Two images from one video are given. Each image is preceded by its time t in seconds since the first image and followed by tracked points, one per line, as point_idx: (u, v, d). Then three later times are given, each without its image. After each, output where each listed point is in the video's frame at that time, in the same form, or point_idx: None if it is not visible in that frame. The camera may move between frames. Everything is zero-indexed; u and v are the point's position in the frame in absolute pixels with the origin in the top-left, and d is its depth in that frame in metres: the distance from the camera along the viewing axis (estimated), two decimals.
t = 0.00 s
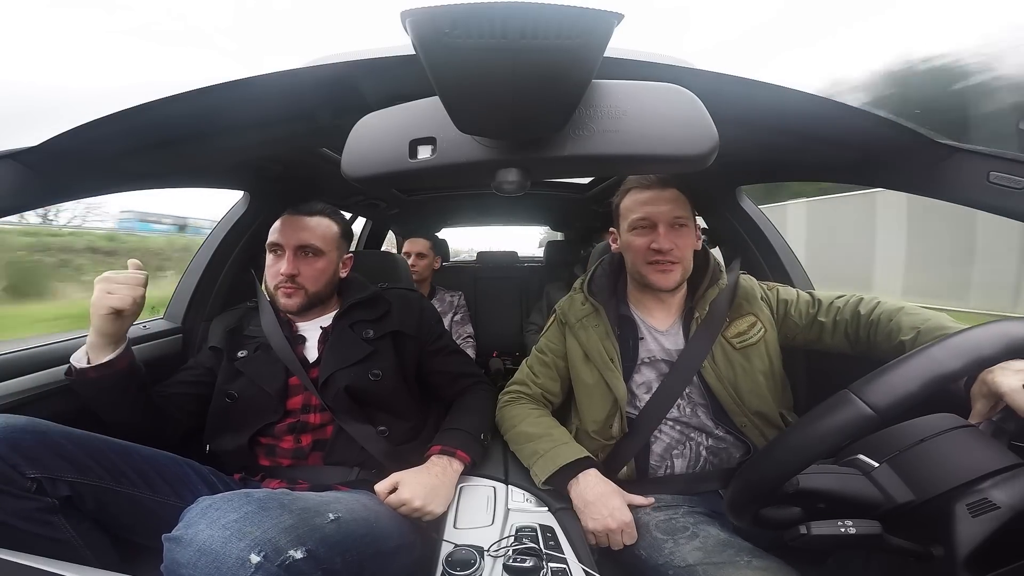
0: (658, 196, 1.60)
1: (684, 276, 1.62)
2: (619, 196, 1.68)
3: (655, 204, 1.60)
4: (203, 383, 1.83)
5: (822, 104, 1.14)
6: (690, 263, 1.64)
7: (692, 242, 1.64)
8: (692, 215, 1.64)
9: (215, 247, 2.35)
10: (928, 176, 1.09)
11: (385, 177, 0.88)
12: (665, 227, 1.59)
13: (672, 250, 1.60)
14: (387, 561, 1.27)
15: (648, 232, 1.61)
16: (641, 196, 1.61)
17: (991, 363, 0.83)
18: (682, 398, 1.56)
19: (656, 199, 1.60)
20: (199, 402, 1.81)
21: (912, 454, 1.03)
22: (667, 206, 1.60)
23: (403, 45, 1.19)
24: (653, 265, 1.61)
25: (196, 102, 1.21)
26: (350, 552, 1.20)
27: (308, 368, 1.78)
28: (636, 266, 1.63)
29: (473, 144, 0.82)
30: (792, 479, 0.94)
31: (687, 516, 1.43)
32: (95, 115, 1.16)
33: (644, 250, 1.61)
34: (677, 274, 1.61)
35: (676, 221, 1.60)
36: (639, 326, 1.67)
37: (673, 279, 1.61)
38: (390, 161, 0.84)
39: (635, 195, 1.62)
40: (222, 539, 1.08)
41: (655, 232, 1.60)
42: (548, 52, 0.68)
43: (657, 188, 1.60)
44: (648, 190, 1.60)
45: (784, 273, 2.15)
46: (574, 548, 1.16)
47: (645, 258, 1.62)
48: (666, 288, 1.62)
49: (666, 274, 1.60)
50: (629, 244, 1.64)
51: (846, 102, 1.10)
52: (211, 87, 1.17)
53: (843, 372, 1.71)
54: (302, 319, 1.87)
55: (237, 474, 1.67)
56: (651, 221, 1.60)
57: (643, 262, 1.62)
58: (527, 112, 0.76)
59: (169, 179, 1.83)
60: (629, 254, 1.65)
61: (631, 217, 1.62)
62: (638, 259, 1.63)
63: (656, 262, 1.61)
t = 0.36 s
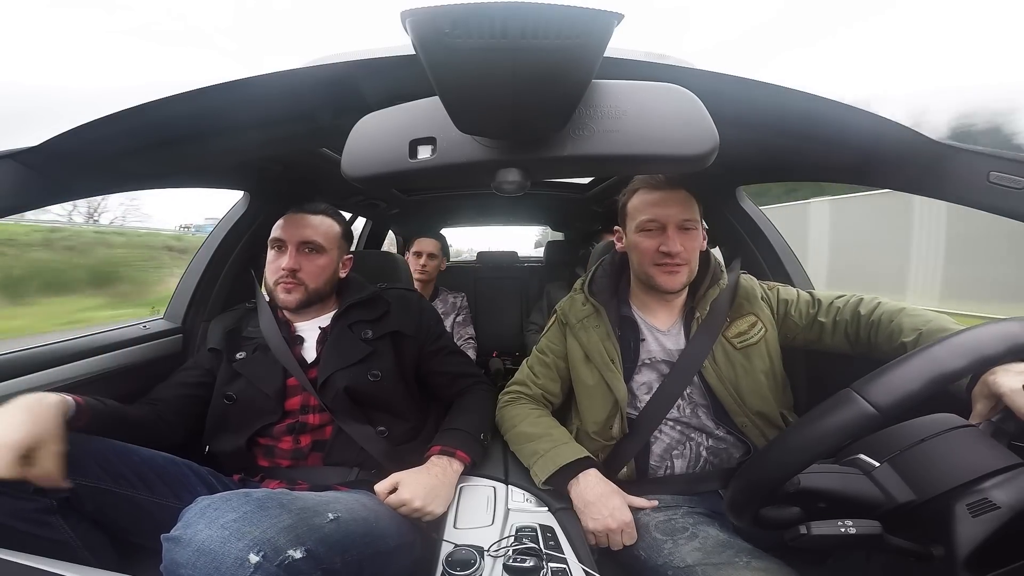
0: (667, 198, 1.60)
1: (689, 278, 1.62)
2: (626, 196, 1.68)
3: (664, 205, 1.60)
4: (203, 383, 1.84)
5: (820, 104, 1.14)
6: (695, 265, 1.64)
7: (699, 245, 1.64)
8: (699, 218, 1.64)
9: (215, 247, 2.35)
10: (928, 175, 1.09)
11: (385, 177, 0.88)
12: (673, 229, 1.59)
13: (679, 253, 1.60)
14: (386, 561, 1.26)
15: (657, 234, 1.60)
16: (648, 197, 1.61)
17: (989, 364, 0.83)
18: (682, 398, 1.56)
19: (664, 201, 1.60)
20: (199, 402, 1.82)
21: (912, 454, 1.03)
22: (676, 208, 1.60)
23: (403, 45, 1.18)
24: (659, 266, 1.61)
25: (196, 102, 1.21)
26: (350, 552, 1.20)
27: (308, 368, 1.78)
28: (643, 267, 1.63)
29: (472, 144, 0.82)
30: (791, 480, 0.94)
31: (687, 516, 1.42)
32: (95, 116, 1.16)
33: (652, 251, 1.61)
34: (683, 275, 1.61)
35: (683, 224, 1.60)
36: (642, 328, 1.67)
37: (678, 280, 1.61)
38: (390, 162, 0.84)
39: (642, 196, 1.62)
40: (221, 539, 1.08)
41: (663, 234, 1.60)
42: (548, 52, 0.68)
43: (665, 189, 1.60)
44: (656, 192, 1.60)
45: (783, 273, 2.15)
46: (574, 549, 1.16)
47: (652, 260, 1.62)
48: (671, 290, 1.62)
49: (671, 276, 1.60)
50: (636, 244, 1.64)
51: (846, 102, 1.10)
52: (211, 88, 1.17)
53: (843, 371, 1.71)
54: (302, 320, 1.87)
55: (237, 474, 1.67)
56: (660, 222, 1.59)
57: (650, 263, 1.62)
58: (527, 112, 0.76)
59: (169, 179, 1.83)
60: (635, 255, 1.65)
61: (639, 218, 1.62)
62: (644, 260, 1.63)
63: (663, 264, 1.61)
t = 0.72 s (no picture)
0: (671, 199, 1.60)
1: (693, 280, 1.62)
2: (629, 196, 1.68)
3: (668, 206, 1.60)
4: (203, 383, 1.84)
5: (821, 104, 1.14)
6: (699, 265, 1.64)
7: (703, 245, 1.64)
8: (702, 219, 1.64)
9: (215, 247, 2.34)
10: (929, 175, 1.09)
11: (385, 177, 0.88)
12: (677, 231, 1.59)
13: (684, 254, 1.60)
14: (386, 562, 1.26)
15: (662, 236, 1.60)
16: (652, 199, 1.61)
17: (990, 363, 0.83)
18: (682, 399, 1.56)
19: (668, 203, 1.60)
20: (199, 402, 1.82)
21: (913, 454, 1.03)
22: (680, 210, 1.60)
23: (403, 45, 1.18)
24: (664, 268, 1.60)
25: (196, 102, 1.21)
26: (350, 552, 1.20)
27: (307, 368, 1.78)
28: (648, 270, 1.62)
29: (472, 144, 0.82)
30: (792, 480, 0.94)
31: (687, 517, 1.42)
32: (95, 115, 1.16)
33: (657, 254, 1.60)
34: (688, 276, 1.60)
35: (688, 225, 1.60)
36: (642, 328, 1.67)
37: (684, 282, 1.60)
38: (390, 162, 0.84)
39: (646, 198, 1.62)
40: (221, 539, 1.08)
41: (668, 236, 1.59)
42: (548, 52, 0.68)
43: (669, 190, 1.60)
44: (660, 193, 1.60)
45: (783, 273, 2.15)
46: (574, 549, 1.16)
47: (657, 262, 1.61)
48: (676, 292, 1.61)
49: (677, 277, 1.60)
50: (641, 247, 1.63)
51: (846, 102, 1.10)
52: (210, 88, 1.17)
53: (843, 371, 1.71)
54: (302, 320, 1.87)
55: (237, 475, 1.67)
56: (665, 224, 1.59)
57: (655, 265, 1.61)
58: (527, 112, 0.76)
59: (169, 179, 1.83)
60: (639, 257, 1.65)
61: (644, 220, 1.62)
62: (650, 263, 1.62)
63: (668, 265, 1.60)
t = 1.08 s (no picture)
0: (674, 195, 1.60)
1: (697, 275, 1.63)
2: (629, 195, 1.68)
3: (671, 203, 1.60)
4: (203, 383, 1.84)
5: (820, 104, 1.14)
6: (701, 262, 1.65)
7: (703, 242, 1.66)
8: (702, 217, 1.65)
9: (215, 247, 2.34)
10: (930, 175, 1.09)
11: (385, 177, 0.88)
12: (682, 226, 1.59)
13: (689, 249, 1.60)
14: (386, 562, 1.26)
15: (667, 232, 1.60)
16: (655, 195, 1.61)
17: (990, 363, 0.83)
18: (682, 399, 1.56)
19: (670, 200, 1.61)
20: (199, 402, 1.82)
21: (912, 454, 1.03)
22: (682, 206, 1.60)
23: (403, 45, 1.18)
24: (670, 263, 1.60)
25: (195, 102, 1.21)
26: (350, 552, 1.20)
27: (307, 368, 1.78)
28: (653, 266, 1.61)
29: (472, 144, 0.82)
30: (791, 480, 0.94)
31: (686, 517, 1.42)
32: (95, 115, 1.16)
33: (663, 249, 1.60)
34: (693, 271, 1.61)
35: (690, 221, 1.61)
36: (642, 327, 1.67)
37: (691, 276, 1.60)
38: (390, 162, 0.84)
39: (649, 195, 1.63)
40: (221, 539, 1.08)
41: (673, 231, 1.59)
42: (548, 52, 0.68)
43: (669, 187, 1.61)
44: (663, 190, 1.61)
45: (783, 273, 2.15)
46: (574, 549, 1.16)
47: (663, 257, 1.60)
48: (682, 287, 1.61)
49: (684, 272, 1.60)
50: (645, 243, 1.63)
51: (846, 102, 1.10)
52: (210, 88, 1.17)
53: (843, 371, 1.71)
54: (302, 319, 1.87)
55: (236, 475, 1.67)
56: (670, 220, 1.60)
57: (661, 260, 1.60)
58: (527, 112, 0.76)
59: (169, 179, 1.82)
60: (642, 254, 1.64)
61: (647, 216, 1.61)
62: (654, 258, 1.61)
63: (674, 260, 1.60)
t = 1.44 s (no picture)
0: (661, 196, 1.58)
1: (682, 276, 1.62)
2: (619, 195, 1.67)
3: (656, 205, 1.59)
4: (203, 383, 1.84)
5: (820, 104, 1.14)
6: (689, 263, 1.63)
7: (693, 243, 1.64)
8: (692, 216, 1.63)
9: (215, 247, 2.34)
10: (929, 174, 1.08)
11: (385, 176, 0.87)
12: (664, 228, 1.58)
13: (671, 251, 1.59)
14: (387, 562, 1.26)
15: (649, 233, 1.60)
16: (641, 197, 1.60)
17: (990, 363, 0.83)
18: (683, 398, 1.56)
19: (658, 201, 1.59)
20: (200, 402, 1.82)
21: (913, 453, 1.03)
22: (669, 208, 1.59)
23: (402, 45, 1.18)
24: (651, 265, 1.60)
25: (194, 103, 1.21)
26: (352, 551, 1.20)
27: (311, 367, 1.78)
28: (635, 267, 1.62)
29: (472, 144, 0.82)
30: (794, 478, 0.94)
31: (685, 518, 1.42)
32: (94, 116, 1.16)
33: (644, 251, 1.60)
34: (675, 273, 1.60)
35: (677, 222, 1.60)
36: (637, 327, 1.66)
37: (673, 278, 1.60)
38: (389, 161, 0.84)
39: (636, 196, 1.61)
40: (223, 538, 1.08)
41: (656, 233, 1.59)
42: (548, 52, 0.68)
43: (656, 189, 1.59)
44: (650, 191, 1.59)
45: (784, 273, 2.14)
46: (574, 549, 1.16)
47: (643, 259, 1.61)
48: (666, 289, 1.61)
49: (664, 274, 1.59)
50: (628, 245, 1.64)
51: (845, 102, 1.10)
52: (209, 88, 1.17)
53: (843, 371, 1.71)
54: (302, 319, 1.87)
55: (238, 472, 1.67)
56: (653, 221, 1.58)
57: (642, 262, 1.61)
58: (526, 112, 0.76)
59: (169, 180, 1.82)
60: (628, 255, 1.64)
61: (632, 218, 1.61)
62: (637, 259, 1.62)
63: (655, 262, 1.60)
